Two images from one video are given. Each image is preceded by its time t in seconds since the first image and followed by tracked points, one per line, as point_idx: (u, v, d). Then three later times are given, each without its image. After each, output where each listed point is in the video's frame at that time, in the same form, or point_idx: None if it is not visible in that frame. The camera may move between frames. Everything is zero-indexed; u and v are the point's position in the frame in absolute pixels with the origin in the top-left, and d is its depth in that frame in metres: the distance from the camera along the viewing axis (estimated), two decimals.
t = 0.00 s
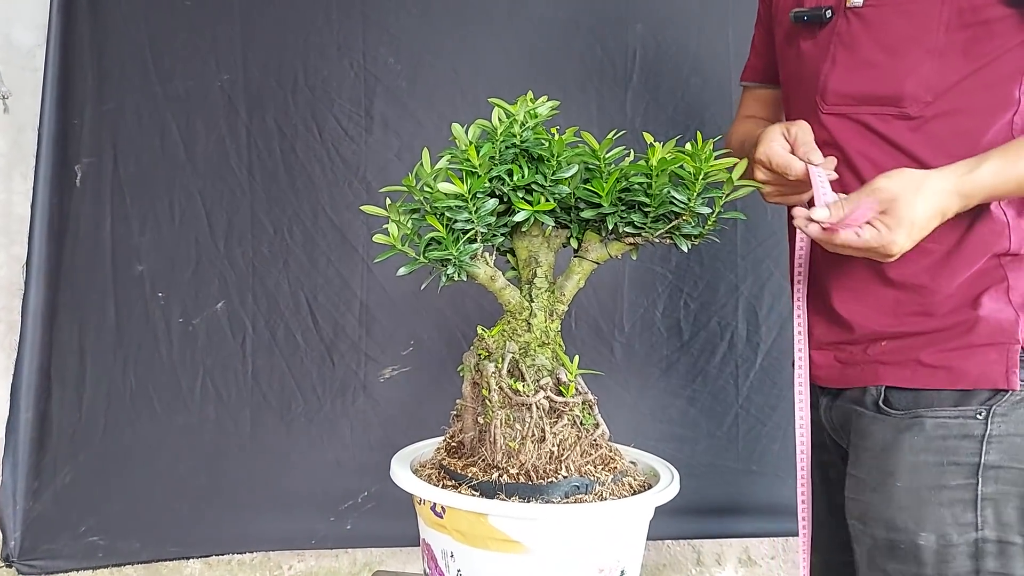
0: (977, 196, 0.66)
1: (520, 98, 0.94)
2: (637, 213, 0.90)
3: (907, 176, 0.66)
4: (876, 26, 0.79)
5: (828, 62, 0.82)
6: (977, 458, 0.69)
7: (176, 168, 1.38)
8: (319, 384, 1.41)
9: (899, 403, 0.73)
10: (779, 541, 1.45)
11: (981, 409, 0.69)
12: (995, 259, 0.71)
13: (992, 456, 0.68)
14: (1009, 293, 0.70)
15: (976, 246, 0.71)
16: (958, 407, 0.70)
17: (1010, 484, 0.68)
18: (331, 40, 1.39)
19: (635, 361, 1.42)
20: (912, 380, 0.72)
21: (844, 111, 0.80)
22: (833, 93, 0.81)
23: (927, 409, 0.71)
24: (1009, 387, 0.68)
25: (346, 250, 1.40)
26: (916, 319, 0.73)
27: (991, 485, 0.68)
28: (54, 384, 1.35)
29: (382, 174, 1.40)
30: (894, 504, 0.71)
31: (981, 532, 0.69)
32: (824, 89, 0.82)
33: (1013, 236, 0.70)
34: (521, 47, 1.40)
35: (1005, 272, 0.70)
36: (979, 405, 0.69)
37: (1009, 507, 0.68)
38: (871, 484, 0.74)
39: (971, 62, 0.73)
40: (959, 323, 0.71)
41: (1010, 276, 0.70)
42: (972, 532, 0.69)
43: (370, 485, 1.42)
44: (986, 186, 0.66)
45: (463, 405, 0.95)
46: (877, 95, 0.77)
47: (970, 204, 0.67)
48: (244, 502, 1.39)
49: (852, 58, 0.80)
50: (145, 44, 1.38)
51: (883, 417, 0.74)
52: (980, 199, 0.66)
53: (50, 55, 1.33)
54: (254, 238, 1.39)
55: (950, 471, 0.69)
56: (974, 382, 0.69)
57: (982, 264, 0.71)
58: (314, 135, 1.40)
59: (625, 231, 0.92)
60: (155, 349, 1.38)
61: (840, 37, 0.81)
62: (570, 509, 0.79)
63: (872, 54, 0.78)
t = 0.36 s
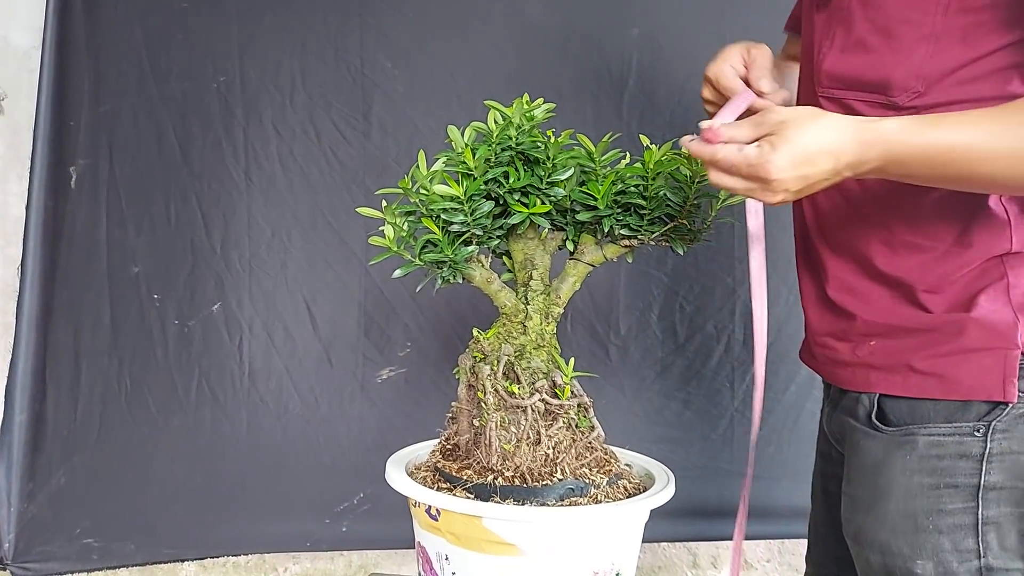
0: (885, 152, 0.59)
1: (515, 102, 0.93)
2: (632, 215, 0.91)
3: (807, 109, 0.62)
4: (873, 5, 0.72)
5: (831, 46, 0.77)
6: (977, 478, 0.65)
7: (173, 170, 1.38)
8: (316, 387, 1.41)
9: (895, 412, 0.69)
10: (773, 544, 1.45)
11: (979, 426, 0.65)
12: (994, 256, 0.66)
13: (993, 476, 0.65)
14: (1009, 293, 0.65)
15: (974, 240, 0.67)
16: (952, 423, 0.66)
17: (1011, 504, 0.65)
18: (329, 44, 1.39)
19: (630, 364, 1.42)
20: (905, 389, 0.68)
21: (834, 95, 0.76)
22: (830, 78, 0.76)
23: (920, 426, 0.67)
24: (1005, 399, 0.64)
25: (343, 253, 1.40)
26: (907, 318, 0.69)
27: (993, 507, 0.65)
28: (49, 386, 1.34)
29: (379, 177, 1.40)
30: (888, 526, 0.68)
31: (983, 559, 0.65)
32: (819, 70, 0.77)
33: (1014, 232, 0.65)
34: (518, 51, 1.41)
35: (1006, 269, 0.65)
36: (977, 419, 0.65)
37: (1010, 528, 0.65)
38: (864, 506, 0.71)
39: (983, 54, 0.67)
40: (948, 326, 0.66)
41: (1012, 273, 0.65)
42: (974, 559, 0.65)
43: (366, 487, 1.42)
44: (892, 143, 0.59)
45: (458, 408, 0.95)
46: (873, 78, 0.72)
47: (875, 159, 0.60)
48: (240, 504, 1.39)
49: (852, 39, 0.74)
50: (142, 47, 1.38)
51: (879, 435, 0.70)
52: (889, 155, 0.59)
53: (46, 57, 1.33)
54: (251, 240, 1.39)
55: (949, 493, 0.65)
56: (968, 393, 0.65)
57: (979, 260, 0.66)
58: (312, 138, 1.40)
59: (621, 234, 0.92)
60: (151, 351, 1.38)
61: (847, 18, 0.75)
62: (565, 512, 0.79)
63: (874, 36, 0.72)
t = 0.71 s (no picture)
0: (757, 309, 0.49)
1: (514, 103, 0.94)
2: (631, 216, 0.91)
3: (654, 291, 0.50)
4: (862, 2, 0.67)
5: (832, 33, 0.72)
6: (955, 485, 0.65)
7: (172, 171, 1.39)
8: (314, 387, 1.41)
9: (884, 414, 0.69)
10: (769, 544, 1.45)
11: (959, 432, 0.64)
12: (982, 261, 0.64)
13: (971, 482, 0.64)
14: (995, 298, 0.63)
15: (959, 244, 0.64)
16: (932, 429, 0.65)
17: (991, 511, 0.64)
18: (329, 46, 1.40)
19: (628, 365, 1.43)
20: (889, 390, 0.68)
21: (826, 95, 0.72)
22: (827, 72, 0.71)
23: (900, 431, 0.67)
24: (983, 406, 0.63)
25: (343, 254, 1.40)
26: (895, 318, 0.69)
27: (971, 514, 0.65)
28: (48, 386, 1.35)
29: (378, 178, 1.40)
30: (866, 527, 0.69)
31: (959, 564, 0.66)
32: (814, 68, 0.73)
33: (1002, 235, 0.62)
34: (517, 53, 1.41)
35: (993, 274, 0.63)
36: (958, 426, 0.64)
37: (989, 535, 0.65)
38: (845, 507, 0.72)
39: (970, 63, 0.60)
40: (934, 331, 0.65)
41: (1000, 278, 0.63)
42: (952, 564, 0.66)
43: (364, 488, 1.42)
44: (758, 300, 0.49)
45: (457, 408, 0.95)
46: (866, 75, 0.66)
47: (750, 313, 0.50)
48: (238, 504, 1.39)
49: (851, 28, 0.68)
50: (142, 48, 1.38)
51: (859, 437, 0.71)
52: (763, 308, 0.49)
53: (47, 59, 1.33)
54: (250, 241, 1.39)
55: (928, 498, 0.66)
56: (949, 397, 0.64)
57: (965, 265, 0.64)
58: (311, 139, 1.40)
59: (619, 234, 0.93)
60: (151, 352, 1.38)
61: None
62: (565, 513, 0.79)
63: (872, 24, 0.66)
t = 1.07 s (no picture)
0: (693, 393, 0.61)
1: (512, 104, 0.96)
2: (628, 216, 0.90)
3: (614, 413, 0.65)
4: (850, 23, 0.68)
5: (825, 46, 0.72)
6: (940, 481, 0.66)
7: (169, 172, 1.38)
8: (312, 388, 1.41)
9: (876, 412, 0.70)
10: (767, 544, 1.44)
11: (942, 430, 0.65)
12: (967, 261, 0.64)
13: (956, 480, 0.65)
14: (978, 298, 0.64)
15: (941, 246, 0.64)
16: (916, 425, 0.67)
17: (975, 508, 0.65)
18: (325, 46, 1.40)
19: (626, 365, 1.43)
20: (878, 386, 0.69)
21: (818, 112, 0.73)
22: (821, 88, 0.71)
23: (885, 428, 0.69)
24: (963, 403, 0.64)
25: (340, 255, 1.40)
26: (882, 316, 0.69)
27: (956, 510, 0.66)
28: (45, 388, 1.34)
29: (375, 179, 1.40)
30: (854, 522, 0.70)
31: (946, 560, 0.67)
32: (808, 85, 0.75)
33: (985, 237, 0.63)
34: (513, 53, 1.41)
35: (976, 274, 0.64)
36: (941, 424, 0.65)
37: (974, 532, 0.66)
38: (835, 504, 0.73)
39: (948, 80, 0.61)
40: (919, 329, 0.66)
41: (983, 278, 0.64)
42: (938, 560, 0.67)
43: (363, 489, 1.42)
44: (689, 388, 0.61)
45: (455, 409, 0.95)
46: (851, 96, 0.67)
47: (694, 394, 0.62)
48: (236, 505, 1.39)
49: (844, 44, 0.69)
50: (137, 50, 1.38)
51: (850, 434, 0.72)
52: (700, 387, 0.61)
53: (43, 61, 1.33)
54: (247, 242, 1.39)
55: (912, 493, 0.67)
56: (931, 393, 0.65)
57: (948, 266, 0.65)
58: (308, 140, 1.40)
59: (617, 235, 0.92)
60: (148, 354, 1.38)
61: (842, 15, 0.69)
62: (563, 513, 0.79)
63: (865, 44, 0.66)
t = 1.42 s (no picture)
0: (665, 386, 0.66)
1: (512, 104, 0.96)
2: (628, 217, 0.90)
3: (595, 407, 0.70)
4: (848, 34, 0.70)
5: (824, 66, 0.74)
6: (942, 483, 0.66)
7: (169, 172, 1.38)
8: (312, 389, 1.41)
9: (877, 414, 0.71)
10: (767, 543, 1.44)
11: (944, 431, 0.65)
12: (966, 263, 0.64)
13: (958, 481, 0.66)
14: (978, 299, 0.64)
15: (941, 248, 0.65)
16: (917, 427, 0.67)
17: (978, 509, 0.65)
18: (324, 46, 1.40)
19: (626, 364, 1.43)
20: (880, 387, 0.70)
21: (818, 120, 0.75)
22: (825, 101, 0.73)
23: (887, 429, 0.69)
24: (965, 404, 0.64)
25: (340, 255, 1.40)
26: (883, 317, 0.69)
27: (959, 511, 0.66)
28: (45, 389, 1.34)
29: (376, 179, 1.40)
30: (857, 525, 0.71)
31: (949, 561, 0.68)
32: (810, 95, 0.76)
33: (985, 239, 0.63)
34: (513, 53, 1.41)
35: (977, 276, 0.64)
36: (943, 425, 0.66)
37: (976, 533, 0.66)
38: (837, 506, 0.74)
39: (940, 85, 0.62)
40: (919, 331, 0.66)
41: (983, 280, 0.64)
42: (940, 561, 0.68)
43: (363, 489, 1.42)
44: (661, 383, 0.66)
45: (456, 409, 0.95)
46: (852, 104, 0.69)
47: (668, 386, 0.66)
48: (236, 506, 1.39)
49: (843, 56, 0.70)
50: (137, 49, 1.38)
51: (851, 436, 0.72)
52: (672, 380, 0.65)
53: (43, 61, 1.33)
54: (247, 242, 1.39)
55: (914, 494, 0.68)
56: (932, 395, 0.65)
57: (948, 268, 0.65)
58: (308, 139, 1.40)
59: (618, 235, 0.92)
60: (148, 354, 1.38)
61: (836, 32, 0.71)
62: (564, 513, 0.79)
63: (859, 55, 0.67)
